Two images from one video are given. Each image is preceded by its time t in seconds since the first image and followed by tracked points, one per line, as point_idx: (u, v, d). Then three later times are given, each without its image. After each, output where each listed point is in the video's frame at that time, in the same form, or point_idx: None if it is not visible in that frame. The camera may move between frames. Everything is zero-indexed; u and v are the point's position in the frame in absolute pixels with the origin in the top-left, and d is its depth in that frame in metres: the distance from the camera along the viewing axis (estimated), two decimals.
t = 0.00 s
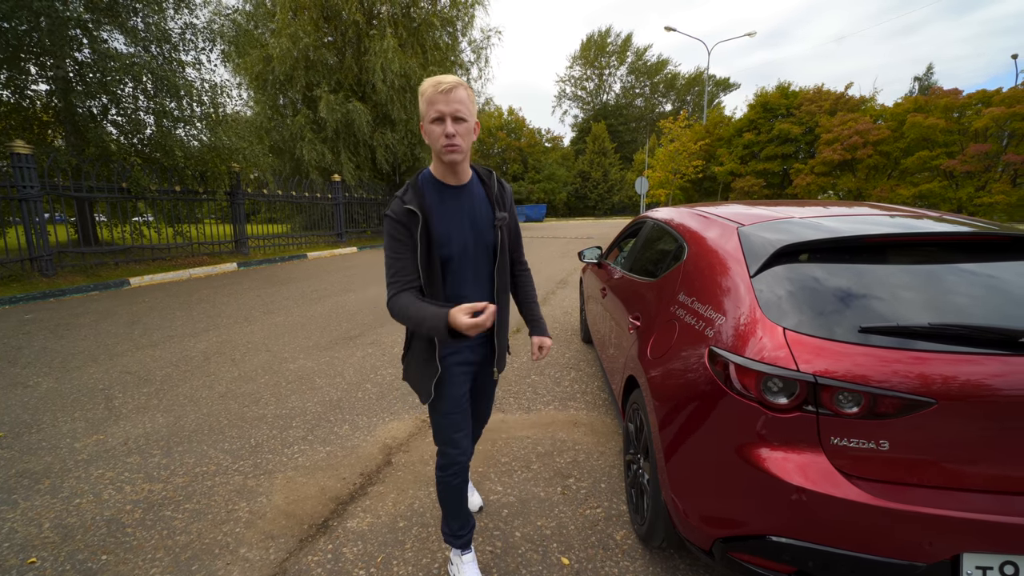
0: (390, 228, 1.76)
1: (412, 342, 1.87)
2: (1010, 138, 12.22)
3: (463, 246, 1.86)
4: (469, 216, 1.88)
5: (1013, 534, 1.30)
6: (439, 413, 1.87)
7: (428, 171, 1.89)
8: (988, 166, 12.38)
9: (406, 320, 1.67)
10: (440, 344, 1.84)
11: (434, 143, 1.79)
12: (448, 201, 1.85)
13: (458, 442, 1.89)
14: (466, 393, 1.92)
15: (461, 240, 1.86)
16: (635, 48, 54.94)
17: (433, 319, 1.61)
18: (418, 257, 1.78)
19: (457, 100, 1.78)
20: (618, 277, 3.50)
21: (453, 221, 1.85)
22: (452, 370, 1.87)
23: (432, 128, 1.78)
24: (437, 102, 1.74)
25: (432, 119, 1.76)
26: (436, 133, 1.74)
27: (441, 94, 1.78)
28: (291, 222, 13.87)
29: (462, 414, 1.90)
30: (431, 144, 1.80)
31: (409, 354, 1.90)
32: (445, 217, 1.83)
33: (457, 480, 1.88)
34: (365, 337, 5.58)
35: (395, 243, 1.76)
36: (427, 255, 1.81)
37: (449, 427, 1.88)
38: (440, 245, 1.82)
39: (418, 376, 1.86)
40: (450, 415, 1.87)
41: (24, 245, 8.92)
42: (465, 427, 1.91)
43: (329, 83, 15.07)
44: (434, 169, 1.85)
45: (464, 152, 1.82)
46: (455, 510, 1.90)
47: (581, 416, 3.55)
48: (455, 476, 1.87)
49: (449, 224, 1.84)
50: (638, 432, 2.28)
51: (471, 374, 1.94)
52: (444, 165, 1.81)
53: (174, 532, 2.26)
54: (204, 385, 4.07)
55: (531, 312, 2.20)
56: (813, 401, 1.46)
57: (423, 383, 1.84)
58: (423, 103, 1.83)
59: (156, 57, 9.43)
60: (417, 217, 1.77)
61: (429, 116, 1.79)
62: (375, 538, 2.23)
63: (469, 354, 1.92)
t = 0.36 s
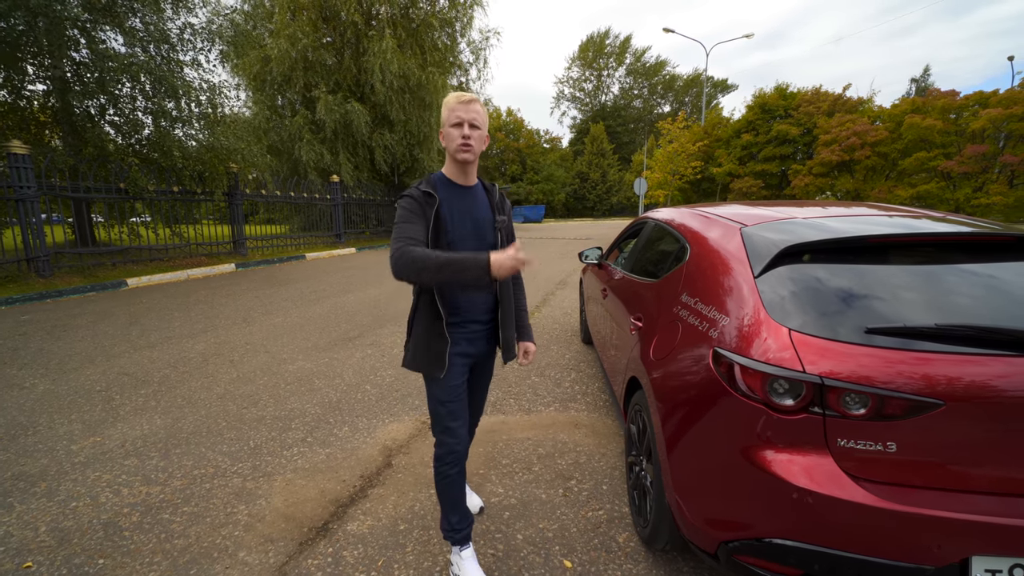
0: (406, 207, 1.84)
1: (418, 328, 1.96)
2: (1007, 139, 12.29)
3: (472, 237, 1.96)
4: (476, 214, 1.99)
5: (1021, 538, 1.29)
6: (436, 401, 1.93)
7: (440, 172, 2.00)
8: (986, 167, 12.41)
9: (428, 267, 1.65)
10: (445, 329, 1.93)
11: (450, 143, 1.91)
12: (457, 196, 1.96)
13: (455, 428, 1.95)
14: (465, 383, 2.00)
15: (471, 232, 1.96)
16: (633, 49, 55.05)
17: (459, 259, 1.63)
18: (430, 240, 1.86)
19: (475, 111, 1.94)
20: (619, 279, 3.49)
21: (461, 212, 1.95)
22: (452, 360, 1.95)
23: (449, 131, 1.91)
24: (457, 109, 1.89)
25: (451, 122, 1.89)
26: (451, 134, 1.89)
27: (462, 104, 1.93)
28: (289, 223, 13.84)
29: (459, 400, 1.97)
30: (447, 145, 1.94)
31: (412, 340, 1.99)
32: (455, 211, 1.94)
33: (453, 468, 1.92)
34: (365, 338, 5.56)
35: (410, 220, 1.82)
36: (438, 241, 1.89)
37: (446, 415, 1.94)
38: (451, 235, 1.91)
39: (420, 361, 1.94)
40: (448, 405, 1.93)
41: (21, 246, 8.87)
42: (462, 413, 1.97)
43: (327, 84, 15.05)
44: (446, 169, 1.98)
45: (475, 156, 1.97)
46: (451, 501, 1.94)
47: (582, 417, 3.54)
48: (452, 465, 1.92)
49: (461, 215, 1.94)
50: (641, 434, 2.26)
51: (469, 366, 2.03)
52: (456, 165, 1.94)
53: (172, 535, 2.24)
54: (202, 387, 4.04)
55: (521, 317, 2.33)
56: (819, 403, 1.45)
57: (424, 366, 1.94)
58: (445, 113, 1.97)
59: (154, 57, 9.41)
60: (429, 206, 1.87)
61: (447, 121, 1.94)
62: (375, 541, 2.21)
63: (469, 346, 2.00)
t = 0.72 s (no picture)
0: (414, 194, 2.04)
1: (419, 314, 2.14)
2: (1004, 140, 12.32)
3: (474, 230, 2.14)
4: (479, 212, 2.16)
5: None
6: (434, 386, 2.08)
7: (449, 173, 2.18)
8: (983, 168, 12.44)
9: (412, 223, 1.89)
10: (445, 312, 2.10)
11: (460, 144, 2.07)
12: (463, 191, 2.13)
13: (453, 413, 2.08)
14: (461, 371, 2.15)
15: (473, 226, 2.13)
16: (631, 50, 55.12)
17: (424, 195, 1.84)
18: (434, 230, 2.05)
19: (486, 119, 2.09)
20: (621, 280, 3.46)
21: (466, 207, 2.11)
22: (450, 347, 2.11)
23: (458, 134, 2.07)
24: (470, 114, 2.05)
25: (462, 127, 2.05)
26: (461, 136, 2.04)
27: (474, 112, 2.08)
28: (287, 224, 13.78)
29: (456, 388, 2.11)
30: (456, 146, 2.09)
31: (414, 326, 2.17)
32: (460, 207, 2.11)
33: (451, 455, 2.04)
34: (364, 339, 5.52)
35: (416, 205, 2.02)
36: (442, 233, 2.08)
37: (445, 401, 2.07)
38: (454, 228, 2.09)
39: (419, 346, 2.12)
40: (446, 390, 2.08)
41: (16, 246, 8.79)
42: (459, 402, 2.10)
43: (325, 84, 15.01)
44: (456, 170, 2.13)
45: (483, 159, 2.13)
46: (446, 488, 2.05)
47: (584, 419, 3.51)
48: (450, 451, 2.04)
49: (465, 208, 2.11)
50: (647, 439, 2.23)
51: (465, 355, 2.18)
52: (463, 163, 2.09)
53: (169, 542, 2.20)
54: (199, 389, 3.99)
55: (514, 318, 2.48)
56: (833, 407, 1.42)
57: (423, 350, 2.11)
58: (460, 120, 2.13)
59: (150, 56, 9.35)
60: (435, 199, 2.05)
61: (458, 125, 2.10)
62: (377, 548, 2.17)
63: (467, 335, 2.17)
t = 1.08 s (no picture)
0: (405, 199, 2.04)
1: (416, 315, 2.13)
2: (990, 142, 12.49)
3: (469, 230, 2.13)
4: (473, 211, 2.16)
5: None
6: (428, 385, 2.09)
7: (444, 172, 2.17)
8: (971, 169, 12.55)
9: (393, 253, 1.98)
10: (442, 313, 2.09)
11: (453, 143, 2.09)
12: (455, 192, 2.12)
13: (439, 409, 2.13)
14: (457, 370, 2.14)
15: (468, 227, 2.13)
16: (624, 51, 55.35)
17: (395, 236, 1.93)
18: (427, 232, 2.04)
19: (480, 118, 2.11)
20: (619, 281, 3.43)
21: (458, 207, 2.11)
22: (448, 346, 2.10)
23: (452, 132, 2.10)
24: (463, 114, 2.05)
25: (456, 126, 2.07)
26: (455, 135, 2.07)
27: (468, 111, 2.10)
28: (278, 224, 13.64)
29: (447, 388, 2.12)
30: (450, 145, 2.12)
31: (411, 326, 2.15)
32: (454, 207, 2.10)
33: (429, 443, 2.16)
34: (357, 341, 5.45)
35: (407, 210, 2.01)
36: (436, 234, 2.07)
37: (436, 397, 2.11)
38: (449, 228, 2.08)
39: (417, 346, 2.10)
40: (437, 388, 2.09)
41: None
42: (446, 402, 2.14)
43: (317, 83, 14.88)
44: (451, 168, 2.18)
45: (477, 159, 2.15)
46: (415, 468, 2.23)
47: (582, 422, 3.47)
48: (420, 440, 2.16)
49: (456, 208, 2.10)
50: (648, 443, 2.19)
51: (463, 354, 2.16)
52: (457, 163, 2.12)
53: (157, 554, 2.12)
54: (188, 394, 3.90)
55: (513, 317, 2.43)
56: (845, 412, 1.38)
57: (421, 349, 2.09)
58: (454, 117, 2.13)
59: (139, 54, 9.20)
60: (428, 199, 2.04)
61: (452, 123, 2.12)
62: (373, 557, 2.11)
63: (464, 334, 2.14)
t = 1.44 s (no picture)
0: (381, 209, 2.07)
1: (391, 318, 2.14)
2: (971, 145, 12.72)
3: (447, 237, 2.14)
4: (451, 217, 2.16)
5: None
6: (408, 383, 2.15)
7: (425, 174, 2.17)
8: (952, 171, 12.74)
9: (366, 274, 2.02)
10: (417, 319, 2.11)
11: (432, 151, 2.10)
12: (433, 198, 2.13)
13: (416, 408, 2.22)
14: (433, 373, 2.19)
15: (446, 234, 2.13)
16: (612, 52, 55.66)
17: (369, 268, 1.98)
18: (403, 240, 2.05)
19: (461, 124, 2.08)
20: (613, 282, 3.40)
21: (434, 214, 2.12)
22: (422, 350, 2.13)
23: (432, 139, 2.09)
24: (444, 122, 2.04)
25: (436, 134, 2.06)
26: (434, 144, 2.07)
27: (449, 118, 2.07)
28: (264, 224, 13.43)
29: (424, 389, 2.19)
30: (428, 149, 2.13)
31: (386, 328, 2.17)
32: (432, 213, 2.12)
33: (408, 434, 2.28)
34: (347, 343, 5.35)
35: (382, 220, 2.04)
36: (413, 242, 2.09)
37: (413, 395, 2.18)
38: (426, 236, 2.10)
39: (392, 349, 2.12)
40: (412, 389, 2.16)
41: None
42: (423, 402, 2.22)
43: (304, 81, 14.68)
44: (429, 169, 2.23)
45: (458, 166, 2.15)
46: (402, 457, 2.36)
47: (577, 425, 3.42)
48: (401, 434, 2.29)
49: (432, 216, 2.12)
50: (648, 447, 2.15)
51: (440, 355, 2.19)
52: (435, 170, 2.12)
53: (137, 570, 2.02)
54: (171, 399, 3.77)
55: (497, 314, 2.43)
56: (854, 416, 1.34)
57: (396, 351, 2.11)
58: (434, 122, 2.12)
59: (119, 49, 8.95)
60: (404, 207, 2.07)
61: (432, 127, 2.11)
62: (366, 568, 2.04)
63: (438, 338, 2.17)
